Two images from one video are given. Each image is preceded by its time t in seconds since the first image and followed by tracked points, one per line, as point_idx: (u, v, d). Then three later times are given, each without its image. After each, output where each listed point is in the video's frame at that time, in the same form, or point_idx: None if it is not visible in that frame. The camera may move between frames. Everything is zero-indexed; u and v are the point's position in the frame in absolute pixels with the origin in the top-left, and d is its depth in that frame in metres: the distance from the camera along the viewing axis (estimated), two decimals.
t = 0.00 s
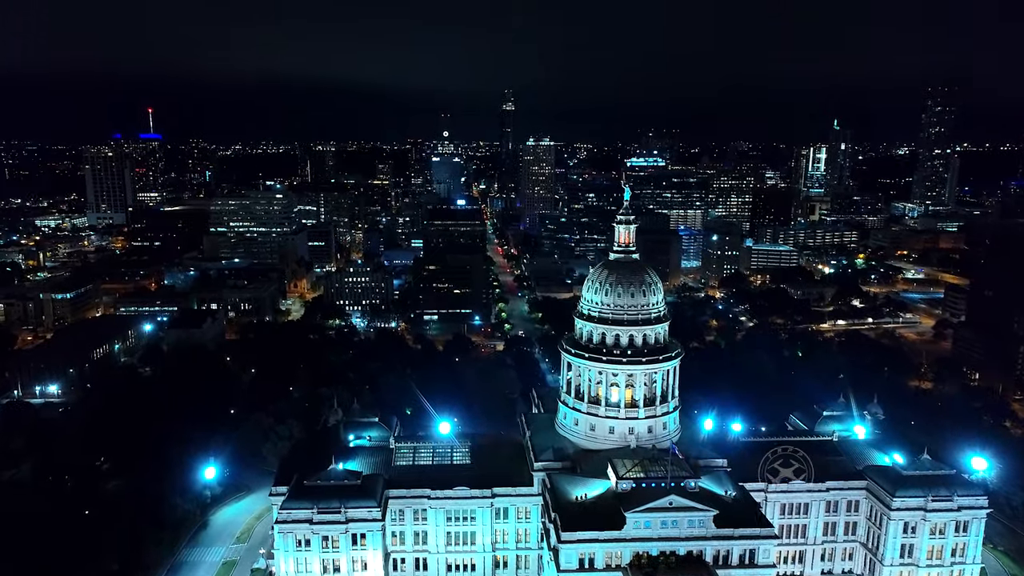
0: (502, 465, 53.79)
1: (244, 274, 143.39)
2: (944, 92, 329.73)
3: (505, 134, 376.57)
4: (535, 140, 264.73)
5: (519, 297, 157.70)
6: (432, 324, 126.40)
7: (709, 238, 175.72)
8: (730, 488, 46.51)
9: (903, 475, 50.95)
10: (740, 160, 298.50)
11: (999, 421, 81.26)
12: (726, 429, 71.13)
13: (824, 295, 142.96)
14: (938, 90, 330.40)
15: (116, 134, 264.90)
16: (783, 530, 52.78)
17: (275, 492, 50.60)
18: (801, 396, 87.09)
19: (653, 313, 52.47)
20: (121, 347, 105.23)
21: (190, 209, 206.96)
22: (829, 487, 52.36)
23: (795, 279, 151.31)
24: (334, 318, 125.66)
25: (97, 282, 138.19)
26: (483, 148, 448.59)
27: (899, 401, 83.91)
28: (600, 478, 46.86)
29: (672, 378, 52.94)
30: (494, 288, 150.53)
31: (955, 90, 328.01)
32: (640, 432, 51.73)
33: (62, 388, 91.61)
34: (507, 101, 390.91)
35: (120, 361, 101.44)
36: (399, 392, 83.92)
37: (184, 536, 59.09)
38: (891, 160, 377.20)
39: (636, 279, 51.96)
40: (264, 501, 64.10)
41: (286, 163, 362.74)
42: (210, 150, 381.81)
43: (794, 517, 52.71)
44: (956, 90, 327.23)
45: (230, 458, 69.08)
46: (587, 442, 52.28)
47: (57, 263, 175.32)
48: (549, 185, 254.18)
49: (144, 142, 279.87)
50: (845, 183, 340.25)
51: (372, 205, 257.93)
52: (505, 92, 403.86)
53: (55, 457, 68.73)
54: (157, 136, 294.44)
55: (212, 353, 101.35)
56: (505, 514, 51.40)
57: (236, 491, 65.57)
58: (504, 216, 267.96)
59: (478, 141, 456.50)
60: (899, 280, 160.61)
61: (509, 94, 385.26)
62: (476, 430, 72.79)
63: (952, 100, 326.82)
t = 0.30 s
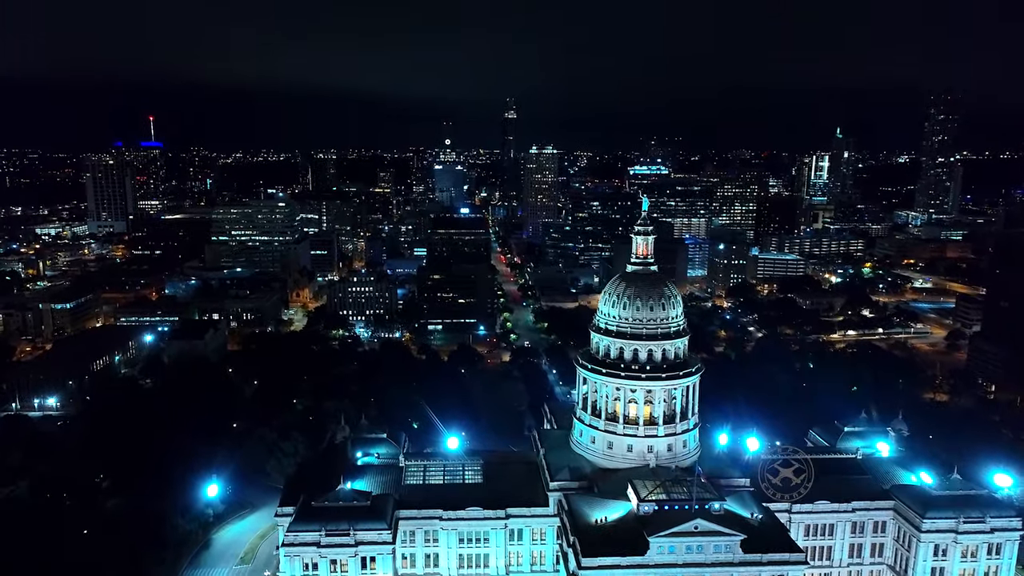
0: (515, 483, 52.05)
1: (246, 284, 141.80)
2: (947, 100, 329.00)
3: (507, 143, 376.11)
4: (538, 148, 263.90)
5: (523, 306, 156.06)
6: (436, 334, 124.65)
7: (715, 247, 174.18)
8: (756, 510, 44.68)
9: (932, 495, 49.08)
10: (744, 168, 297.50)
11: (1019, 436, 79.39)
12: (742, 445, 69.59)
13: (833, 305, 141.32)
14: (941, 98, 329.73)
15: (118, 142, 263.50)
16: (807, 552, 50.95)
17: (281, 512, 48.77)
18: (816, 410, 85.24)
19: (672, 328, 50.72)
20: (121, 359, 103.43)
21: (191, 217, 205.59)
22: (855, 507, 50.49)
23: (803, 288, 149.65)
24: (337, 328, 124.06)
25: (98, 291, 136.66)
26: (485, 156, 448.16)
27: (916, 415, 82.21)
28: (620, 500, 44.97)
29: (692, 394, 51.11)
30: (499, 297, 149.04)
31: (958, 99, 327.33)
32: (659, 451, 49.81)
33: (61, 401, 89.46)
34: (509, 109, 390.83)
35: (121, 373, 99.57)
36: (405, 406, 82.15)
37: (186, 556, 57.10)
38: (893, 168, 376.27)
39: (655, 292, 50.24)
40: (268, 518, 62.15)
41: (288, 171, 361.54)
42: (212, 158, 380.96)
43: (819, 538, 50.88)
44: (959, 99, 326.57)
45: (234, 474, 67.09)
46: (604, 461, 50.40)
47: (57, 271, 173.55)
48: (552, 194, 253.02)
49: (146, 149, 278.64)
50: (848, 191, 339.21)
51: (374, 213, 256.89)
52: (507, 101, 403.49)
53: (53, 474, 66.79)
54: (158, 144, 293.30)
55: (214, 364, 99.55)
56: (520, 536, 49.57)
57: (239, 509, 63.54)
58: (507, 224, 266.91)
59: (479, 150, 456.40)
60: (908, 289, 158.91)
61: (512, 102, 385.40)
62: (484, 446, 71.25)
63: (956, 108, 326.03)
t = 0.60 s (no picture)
0: (530, 497, 50.39)
1: (249, 290, 140.47)
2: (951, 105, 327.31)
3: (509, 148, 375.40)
4: (541, 152, 262.87)
5: (528, 312, 154.59)
6: (441, 342, 123.35)
7: (722, 252, 170.63)
8: (782, 529, 43.09)
9: (962, 512, 47.42)
10: (748, 174, 296.18)
11: None
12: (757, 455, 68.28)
13: (843, 311, 139.62)
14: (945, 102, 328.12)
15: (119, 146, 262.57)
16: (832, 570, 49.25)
17: (289, 529, 47.14)
18: (829, 416, 83.34)
19: (692, 337, 49.11)
20: (123, 367, 101.91)
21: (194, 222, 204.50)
22: (881, 524, 48.76)
23: (811, 294, 148.07)
24: (342, 335, 122.68)
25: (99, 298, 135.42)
26: (487, 160, 447.44)
27: (933, 425, 80.59)
28: (642, 519, 43.23)
29: (713, 406, 49.47)
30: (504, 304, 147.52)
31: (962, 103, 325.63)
32: (679, 466, 48.19)
33: (61, 410, 88.20)
34: (511, 113, 390.30)
35: (122, 381, 97.98)
36: (412, 415, 80.59)
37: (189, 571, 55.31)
38: (896, 172, 374.82)
39: (674, 301, 48.68)
40: (275, 531, 60.40)
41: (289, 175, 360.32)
42: (214, 163, 380.07)
43: (844, 556, 49.14)
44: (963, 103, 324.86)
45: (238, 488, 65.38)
46: (622, 476, 48.89)
47: (58, 277, 172.26)
48: (556, 199, 251.64)
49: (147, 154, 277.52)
50: (852, 196, 337.71)
51: (376, 218, 255.95)
52: (509, 105, 402.39)
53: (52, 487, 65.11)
54: (159, 149, 292.21)
55: (217, 372, 98.03)
56: (535, 554, 47.91)
57: (244, 522, 61.73)
58: (510, 229, 265.91)
59: (480, 155, 455.98)
60: (917, 295, 157.21)
61: (514, 107, 385.06)
62: (494, 458, 69.74)
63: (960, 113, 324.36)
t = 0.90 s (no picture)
0: (544, 510, 48.91)
1: (251, 295, 139.10)
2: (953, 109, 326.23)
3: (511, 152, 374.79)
4: (544, 157, 262.14)
5: (533, 317, 152.98)
6: (445, 347, 120.94)
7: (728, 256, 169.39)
8: (808, 546, 41.70)
9: (991, 527, 46.00)
10: (751, 178, 295.36)
11: None
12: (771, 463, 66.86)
13: (851, 317, 138.17)
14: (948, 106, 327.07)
15: (120, 150, 261.54)
16: None
17: (298, 544, 45.77)
18: (844, 426, 81.95)
19: (712, 347, 47.66)
20: (124, 374, 100.46)
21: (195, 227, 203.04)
22: (907, 539, 47.28)
23: (818, 299, 146.89)
24: (345, 341, 121.40)
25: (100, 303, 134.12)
26: (488, 165, 447.11)
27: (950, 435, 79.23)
28: (663, 536, 41.67)
29: (734, 418, 47.98)
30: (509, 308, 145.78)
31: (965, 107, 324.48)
32: (699, 479, 46.73)
33: (61, 418, 86.89)
34: (513, 117, 389.20)
35: (123, 389, 96.52)
36: (418, 424, 79.21)
37: None
38: (898, 177, 373.95)
39: (694, 310, 47.28)
40: (281, 544, 58.97)
41: (290, 179, 359.37)
42: (215, 167, 379.24)
43: (869, 571, 47.68)
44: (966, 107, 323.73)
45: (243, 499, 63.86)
46: (640, 490, 47.47)
47: (58, 281, 170.96)
48: (559, 203, 250.52)
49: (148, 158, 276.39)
50: (854, 200, 336.83)
51: (378, 222, 255.13)
52: (511, 108, 401.52)
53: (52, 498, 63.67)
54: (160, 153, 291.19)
55: (220, 379, 96.66)
56: (551, 569, 46.43)
57: (249, 535, 60.23)
58: (513, 233, 264.55)
59: (481, 160, 455.60)
60: (924, 301, 155.87)
61: (516, 111, 384.49)
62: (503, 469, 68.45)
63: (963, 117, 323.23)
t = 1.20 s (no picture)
0: (559, 523, 47.51)
1: (254, 300, 137.74)
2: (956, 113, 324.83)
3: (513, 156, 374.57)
4: (546, 161, 261.26)
5: (537, 322, 151.85)
6: (450, 353, 121.27)
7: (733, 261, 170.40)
8: (835, 564, 40.62)
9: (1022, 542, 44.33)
10: (755, 183, 294.31)
11: None
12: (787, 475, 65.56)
13: (859, 323, 136.62)
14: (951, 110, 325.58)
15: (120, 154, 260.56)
16: None
17: (307, 560, 44.40)
18: (860, 434, 80.47)
19: (733, 357, 46.37)
20: (125, 381, 99.01)
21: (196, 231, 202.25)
22: (934, 555, 45.53)
23: (825, 304, 145.65)
24: (349, 346, 120.07)
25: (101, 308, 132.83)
26: (489, 169, 446.53)
27: (967, 446, 77.79)
28: (685, 553, 40.48)
29: (754, 430, 46.72)
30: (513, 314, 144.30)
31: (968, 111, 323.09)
32: (720, 492, 45.48)
33: (61, 426, 84.92)
34: (515, 122, 388.90)
35: (125, 396, 94.95)
36: (425, 432, 78.00)
37: None
38: (901, 181, 372.52)
39: (714, 318, 46.04)
40: (288, 558, 57.24)
41: (291, 183, 358.26)
42: (217, 171, 378.68)
43: None
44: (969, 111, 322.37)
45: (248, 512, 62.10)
46: (659, 503, 46.08)
47: (59, 286, 169.59)
48: (561, 208, 249.49)
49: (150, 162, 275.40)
50: (857, 205, 335.66)
51: (379, 227, 254.36)
52: (513, 112, 400.37)
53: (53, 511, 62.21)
54: (161, 156, 290.12)
55: (223, 386, 95.21)
56: None
57: (255, 548, 58.25)
58: (515, 237, 263.72)
59: (482, 164, 455.17)
60: (932, 306, 154.50)
61: (517, 115, 383.82)
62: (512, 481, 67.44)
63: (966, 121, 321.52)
